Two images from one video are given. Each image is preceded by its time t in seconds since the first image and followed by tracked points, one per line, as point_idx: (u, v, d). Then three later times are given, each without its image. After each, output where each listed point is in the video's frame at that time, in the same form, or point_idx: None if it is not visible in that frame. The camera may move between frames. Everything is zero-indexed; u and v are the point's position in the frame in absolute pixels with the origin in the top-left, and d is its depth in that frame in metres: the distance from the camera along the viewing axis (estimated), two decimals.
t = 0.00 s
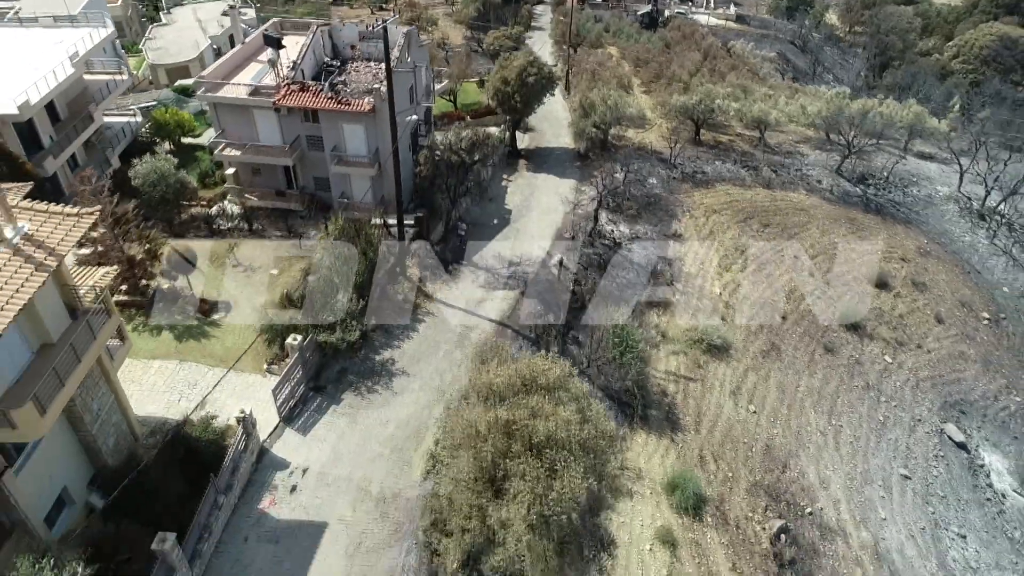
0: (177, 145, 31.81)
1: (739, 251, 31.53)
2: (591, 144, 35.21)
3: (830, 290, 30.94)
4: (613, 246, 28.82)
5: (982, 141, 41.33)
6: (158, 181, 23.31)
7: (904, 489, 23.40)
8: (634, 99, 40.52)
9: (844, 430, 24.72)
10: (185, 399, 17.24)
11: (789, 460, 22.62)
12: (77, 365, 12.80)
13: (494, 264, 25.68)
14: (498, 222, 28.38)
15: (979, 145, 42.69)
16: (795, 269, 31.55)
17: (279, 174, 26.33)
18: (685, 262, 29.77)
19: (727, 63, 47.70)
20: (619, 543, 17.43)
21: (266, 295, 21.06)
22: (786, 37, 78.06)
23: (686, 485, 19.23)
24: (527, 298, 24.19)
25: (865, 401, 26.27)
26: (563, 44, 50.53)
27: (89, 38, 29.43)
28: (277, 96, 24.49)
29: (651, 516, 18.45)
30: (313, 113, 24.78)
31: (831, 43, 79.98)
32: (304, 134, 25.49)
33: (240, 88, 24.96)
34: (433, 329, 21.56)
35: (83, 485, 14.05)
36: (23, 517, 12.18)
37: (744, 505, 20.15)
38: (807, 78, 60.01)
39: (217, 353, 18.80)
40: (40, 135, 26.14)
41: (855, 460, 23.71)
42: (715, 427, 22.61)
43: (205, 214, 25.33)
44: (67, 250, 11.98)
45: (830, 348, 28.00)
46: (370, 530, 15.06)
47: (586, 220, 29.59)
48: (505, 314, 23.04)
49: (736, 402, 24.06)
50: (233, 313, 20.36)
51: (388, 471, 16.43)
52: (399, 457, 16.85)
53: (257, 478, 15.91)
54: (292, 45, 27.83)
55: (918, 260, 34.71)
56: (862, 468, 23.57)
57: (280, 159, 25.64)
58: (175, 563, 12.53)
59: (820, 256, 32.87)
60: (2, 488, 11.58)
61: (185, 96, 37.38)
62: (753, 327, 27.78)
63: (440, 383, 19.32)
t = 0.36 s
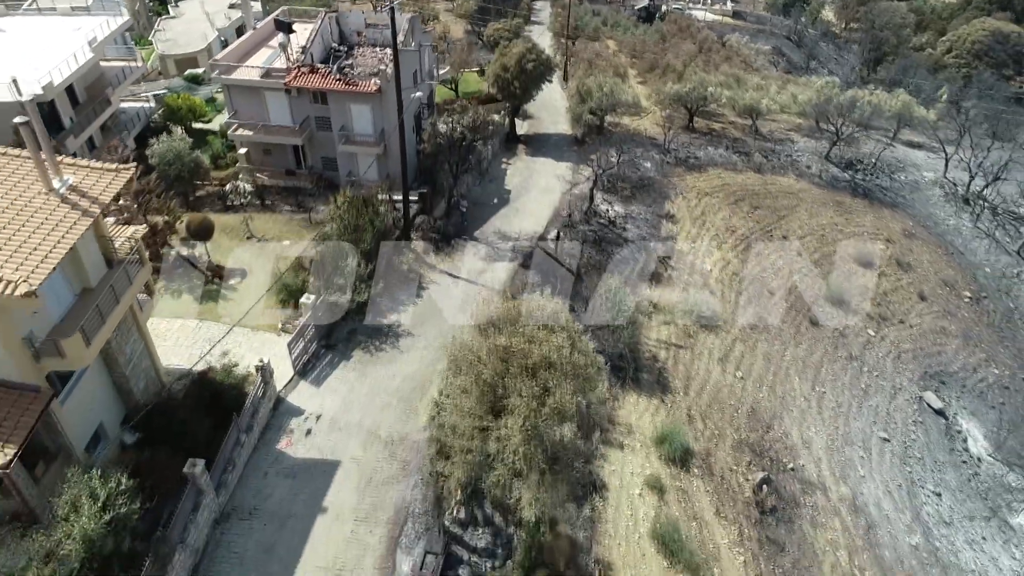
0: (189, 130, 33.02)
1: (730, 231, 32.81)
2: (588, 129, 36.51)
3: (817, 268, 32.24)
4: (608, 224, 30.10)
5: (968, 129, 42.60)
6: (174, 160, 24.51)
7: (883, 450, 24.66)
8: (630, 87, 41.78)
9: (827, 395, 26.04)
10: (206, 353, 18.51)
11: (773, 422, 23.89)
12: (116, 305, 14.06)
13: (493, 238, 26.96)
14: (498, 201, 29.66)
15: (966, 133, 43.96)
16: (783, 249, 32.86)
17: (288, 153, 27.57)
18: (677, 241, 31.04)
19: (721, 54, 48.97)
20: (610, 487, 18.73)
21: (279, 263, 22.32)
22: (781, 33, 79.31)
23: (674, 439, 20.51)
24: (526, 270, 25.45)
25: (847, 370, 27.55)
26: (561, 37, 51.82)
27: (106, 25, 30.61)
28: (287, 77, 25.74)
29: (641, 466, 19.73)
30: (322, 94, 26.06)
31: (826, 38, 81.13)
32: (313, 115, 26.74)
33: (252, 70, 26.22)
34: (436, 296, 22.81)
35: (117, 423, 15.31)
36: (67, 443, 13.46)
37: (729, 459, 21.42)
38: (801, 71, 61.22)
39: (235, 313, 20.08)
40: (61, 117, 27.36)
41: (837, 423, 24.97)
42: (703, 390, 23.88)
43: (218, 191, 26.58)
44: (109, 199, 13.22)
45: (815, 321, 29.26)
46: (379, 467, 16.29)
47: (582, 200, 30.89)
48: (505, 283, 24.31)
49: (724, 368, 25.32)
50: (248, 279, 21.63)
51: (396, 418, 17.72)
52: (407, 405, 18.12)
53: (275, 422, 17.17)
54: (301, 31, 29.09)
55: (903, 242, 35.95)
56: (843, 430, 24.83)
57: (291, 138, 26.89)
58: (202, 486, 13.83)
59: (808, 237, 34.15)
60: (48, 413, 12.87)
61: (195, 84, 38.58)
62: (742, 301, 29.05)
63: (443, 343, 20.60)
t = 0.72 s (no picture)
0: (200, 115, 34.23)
1: (721, 212, 34.10)
2: (584, 116, 37.82)
3: (804, 248, 33.50)
4: (603, 204, 31.36)
5: (954, 117, 43.94)
6: (188, 142, 25.89)
7: (864, 414, 25.89)
8: (626, 76, 43.10)
9: (812, 364, 27.29)
10: (224, 311, 19.74)
11: (759, 386, 25.14)
12: (148, 256, 15.34)
13: (494, 215, 28.22)
14: (498, 182, 30.95)
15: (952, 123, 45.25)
16: (772, 229, 34.15)
17: (297, 135, 28.80)
18: (670, 220, 32.32)
19: (715, 46, 50.27)
20: (603, 438, 19.99)
21: (291, 234, 23.58)
22: (777, 28, 80.66)
23: (663, 397, 21.80)
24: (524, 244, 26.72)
25: (832, 342, 28.81)
26: (560, 30, 53.16)
27: (122, 13, 32.02)
28: (297, 61, 27.00)
29: (632, 421, 20.99)
30: (329, 77, 27.32)
31: (822, 34, 82.41)
32: (322, 98, 28.01)
33: (264, 54, 27.47)
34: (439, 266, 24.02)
35: (145, 370, 16.51)
36: (103, 381, 14.65)
37: (715, 418, 22.68)
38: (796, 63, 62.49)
39: (251, 278, 21.34)
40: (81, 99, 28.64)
41: (820, 388, 26.21)
42: (692, 356, 25.13)
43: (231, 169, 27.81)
44: (144, 157, 14.54)
45: (802, 296, 30.54)
46: (387, 414, 17.53)
47: (578, 181, 32.17)
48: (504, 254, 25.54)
49: (713, 337, 26.57)
50: (262, 248, 22.87)
51: (403, 372, 18.97)
52: (412, 361, 19.37)
53: (290, 374, 18.42)
54: (310, 18, 30.34)
55: (890, 224, 37.19)
56: (826, 396, 26.08)
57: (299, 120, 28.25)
58: (227, 421, 15.07)
59: (797, 219, 35.41)
60: (88, 350, 14.04)
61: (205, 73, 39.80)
62: (732, 277, 30.30)
63: (446, 307, 21.82)
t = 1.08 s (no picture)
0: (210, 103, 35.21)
1: (713, 194, 35.39)
2: (582, 104, 39.13)
3: (793, 228, 34.77)
4: (599, 185, 32.63)
5: (941, 106, 45.32)
6: (202, 123, 27.04)
7: (847, 382, 27.15)
8: (623, 66, 44.43)
9: (798, 335, 28.56)
10: (240, 274, 20.95)
11: (746, 355, 26.42)
12: (176, 215, 16.63)
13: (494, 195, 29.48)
14: (498, 164, 32.22)
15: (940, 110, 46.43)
16: (763, 210, 35.44)
17: (306, 118, 30.05)
18: (663, 202, 33.58)
19: (709, 38, 51.59)
20: (596, 395, 21.28)
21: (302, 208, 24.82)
22: (773, 24, 82.11)
23: (653, 360, 23.06)
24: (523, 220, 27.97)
25: (818, 315, 30.08)
26: (558, 23, 54.52)
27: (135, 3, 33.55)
28: (306, 46, 28.27)
29: (623, 381, 22.27)
30: (337, 61, 28.60)
31: (818, 29, 83.79)
32: (329, 82, 29.27)
33: (274, 40, 28.74)
34: (442, 238, 25.26)
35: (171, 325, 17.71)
36: (135, 330, 15.86)
37: (703, 381, 23.95)
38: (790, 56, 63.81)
39: (265, 247, 22.58)
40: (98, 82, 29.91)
41: (805, 358, 27.48)
42: (683, 326, 26.41)
43: (243, 150, 29.03)
44: (172, 121, 15.83)
45: (789, 274, 31.79)
46: (394, 367, 18.80)
47: (575, 164, 33.46)
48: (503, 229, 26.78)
49: (703, 309, 27.85)
50: (274, 221, 24.10)
51: (409, 331, 20.24)
52: (417, 322, 20.65)
53: (303, 332, 19.69)
54: (317, 6, 31.58)
55: (877, 208, 38.44)
56: (811, 365, 27.34)
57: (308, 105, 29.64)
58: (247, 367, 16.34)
59: (787, 202, 36.65)
60: (122, 298, 15.28)
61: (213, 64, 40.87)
62: (722, 254, 31.54)
63: (449, 275, 23.07)
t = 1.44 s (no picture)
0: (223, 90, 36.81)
1: (705, 179, 36.71)
2: (579, 93, 40.46)
3: (782, 211, 36.08)
4: (595, 168, 33.96)
5: (928, 96, 46.72)
6: (215, 108, 28.33)
7: (831, 354, 28.48)
8: (619, 57, 45.76)
9: (784, 310, 29.88)
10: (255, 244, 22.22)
11: (734, 326, 27.76)
12: (199, 182, 17.94)
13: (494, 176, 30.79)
14: (498, 149, 33.53)
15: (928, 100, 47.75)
16: (753, 194, 36.77)
17: (314, 103, 31.38)
18: (657, 186, 34.92)
19: (704, 31, 52.91)
20: (590, 358, 22.60)
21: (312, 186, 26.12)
22: (768, 20, 83.39)
23: (645, 327, 24.36)
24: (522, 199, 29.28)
25: (804, 293, 31.42)
26: (557, 17, 55.85)
27: None
28: (314, 33, 29.63)
29: (616, 346, 23.58)
30: (344, 48, 29.96)
31: (814, 25, 85.00)
32: (337, 68, 30.64)
33: (284, 28, 30.09)
34: (445, 214, 26.55)
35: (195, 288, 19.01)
36: (163, 287, 17.19)
37: (692, 349, 25.26)
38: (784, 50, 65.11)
39: (278, 220, 23.89)
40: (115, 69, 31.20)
41: (791, 331, 28.80)
42: (674, 299, 27.74)
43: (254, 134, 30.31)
44: (197, 93, 17.22)
45: (778, 254, 33.10)
46: (401, 327, 20.10)
47: (572, 148, 34.80)
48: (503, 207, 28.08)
49: (693, 285, 29.17)
50: (286, 197, 25.39)
51: (414, 296, 21.53)
52: (422, 289, 21.94)
53: (316, 296, 21.00)
54: None
55: (864, 193, 39.74)
56: (797, 337, 28.67)
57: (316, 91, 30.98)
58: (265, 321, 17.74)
59: (777, 187, 37.97)
60: (152, 256, 16.58)
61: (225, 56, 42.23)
62: (713, 235, 32.88)
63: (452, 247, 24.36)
